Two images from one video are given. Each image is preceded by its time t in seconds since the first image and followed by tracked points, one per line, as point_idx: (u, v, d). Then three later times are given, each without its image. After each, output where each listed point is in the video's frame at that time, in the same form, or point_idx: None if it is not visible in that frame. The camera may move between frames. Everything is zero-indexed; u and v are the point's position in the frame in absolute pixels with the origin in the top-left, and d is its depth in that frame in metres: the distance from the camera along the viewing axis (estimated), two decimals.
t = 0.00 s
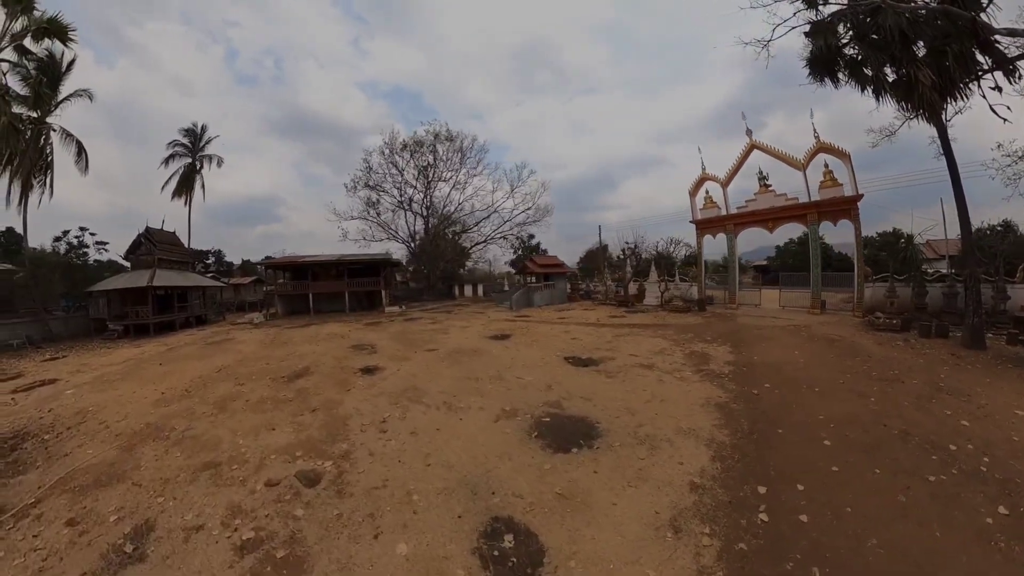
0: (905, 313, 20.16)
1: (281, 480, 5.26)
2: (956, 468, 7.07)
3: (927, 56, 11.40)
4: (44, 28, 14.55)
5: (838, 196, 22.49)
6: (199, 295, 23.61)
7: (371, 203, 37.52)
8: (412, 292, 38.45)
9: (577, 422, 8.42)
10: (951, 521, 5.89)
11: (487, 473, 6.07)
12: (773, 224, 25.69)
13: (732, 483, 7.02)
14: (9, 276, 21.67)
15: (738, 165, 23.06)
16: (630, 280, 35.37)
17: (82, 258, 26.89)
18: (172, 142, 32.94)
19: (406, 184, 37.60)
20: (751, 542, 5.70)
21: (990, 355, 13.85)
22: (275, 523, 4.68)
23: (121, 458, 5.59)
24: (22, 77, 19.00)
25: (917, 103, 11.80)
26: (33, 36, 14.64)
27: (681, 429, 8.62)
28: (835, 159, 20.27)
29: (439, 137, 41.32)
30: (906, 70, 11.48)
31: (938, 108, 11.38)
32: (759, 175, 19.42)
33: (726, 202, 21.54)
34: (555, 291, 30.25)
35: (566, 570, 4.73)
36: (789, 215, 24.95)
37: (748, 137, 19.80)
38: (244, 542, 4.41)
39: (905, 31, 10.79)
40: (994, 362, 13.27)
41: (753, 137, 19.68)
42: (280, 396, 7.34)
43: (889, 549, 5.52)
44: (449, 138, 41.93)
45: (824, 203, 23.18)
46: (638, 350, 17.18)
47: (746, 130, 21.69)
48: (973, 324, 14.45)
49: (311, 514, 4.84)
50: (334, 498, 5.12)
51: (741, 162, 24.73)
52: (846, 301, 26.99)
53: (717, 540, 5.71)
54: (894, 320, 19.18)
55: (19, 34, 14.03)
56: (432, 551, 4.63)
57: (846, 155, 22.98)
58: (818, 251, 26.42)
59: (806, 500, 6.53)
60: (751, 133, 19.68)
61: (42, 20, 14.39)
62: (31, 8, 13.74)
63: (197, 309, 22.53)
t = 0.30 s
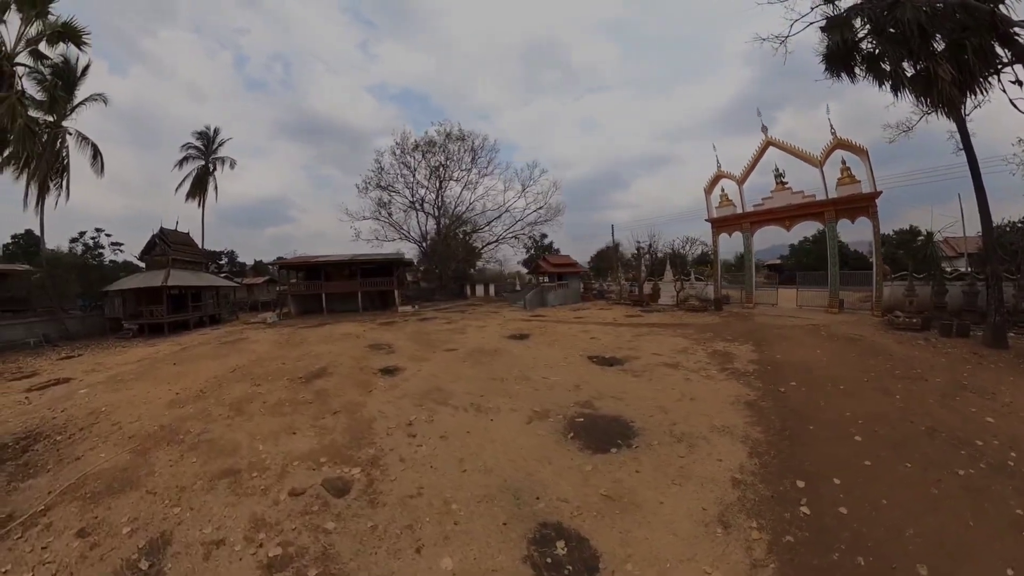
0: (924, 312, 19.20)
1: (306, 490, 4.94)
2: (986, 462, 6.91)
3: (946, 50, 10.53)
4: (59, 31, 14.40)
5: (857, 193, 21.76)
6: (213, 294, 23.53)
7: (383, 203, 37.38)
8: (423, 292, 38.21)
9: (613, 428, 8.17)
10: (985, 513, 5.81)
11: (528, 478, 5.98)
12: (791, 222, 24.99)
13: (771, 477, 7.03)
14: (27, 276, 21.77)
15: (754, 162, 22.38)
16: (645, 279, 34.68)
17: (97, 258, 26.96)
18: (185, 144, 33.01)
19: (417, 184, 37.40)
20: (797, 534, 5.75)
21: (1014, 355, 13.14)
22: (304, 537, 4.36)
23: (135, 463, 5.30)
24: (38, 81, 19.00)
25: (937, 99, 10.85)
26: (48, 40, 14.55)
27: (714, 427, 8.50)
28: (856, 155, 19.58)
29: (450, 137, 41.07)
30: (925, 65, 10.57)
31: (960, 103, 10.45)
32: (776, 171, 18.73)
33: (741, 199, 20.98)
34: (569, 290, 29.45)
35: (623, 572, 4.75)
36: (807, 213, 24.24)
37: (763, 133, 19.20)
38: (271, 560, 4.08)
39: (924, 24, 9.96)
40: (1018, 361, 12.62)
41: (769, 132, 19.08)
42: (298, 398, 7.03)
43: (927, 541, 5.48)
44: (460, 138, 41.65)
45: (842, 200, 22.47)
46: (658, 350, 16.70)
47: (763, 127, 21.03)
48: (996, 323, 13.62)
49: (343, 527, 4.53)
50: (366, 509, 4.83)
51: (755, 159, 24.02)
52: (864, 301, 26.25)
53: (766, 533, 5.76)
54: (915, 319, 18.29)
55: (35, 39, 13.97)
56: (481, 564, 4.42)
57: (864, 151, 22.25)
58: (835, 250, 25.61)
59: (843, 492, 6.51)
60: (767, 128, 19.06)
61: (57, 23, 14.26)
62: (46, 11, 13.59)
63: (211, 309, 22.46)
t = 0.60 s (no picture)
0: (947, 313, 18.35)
1: (337, 503, 4.68)
2: (1015, 463, 6.55)
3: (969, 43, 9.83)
4: (76, 38, 14.39)
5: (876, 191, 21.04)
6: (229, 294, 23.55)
7: (396, 204, 37.34)
8: (436, 292, 38.06)
9: (646, 433, 7.76)
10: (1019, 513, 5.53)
11: (570, 484, 5.80)
12: (809, 222, 24.29)
13: (807, 476, 6.69)
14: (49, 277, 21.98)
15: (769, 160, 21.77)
16: (661, 279, 34.06)
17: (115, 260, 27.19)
18: (201, 148, 33.18)
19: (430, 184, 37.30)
20: (838, 532, 5.46)
21: None
22: (342, 554, 4.09)
23: (153, 470, 5.05)
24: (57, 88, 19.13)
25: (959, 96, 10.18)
26: (65, 47, 14.57)
27: (748, 428, 8.15)
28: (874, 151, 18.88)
29: (463, 137, 40.87)
30: (947, 60, 9.93)
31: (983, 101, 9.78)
32: (793, 169, 18.17)
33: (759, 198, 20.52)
34: (585, 291, 28.97)
35: None
36: (825, 212, 23.54)
37: (780, 130, 18.65)
38: None
39: (944, 17, 9.26)
40: None
41: (787, 130, 18.54)
42: (321, 402, 6.76)
43: (962, 537, 5.27)
44: (472, 138, 41.44)
45: (861, 199, 21.77)
46: (680, 352, 16.24)
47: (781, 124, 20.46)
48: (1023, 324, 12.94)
49: (382, 543, 4.25)
50: (404, 522, 4.57)
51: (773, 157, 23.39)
52: (885, 301, 25.47)
53: (807, 532, 5.47)
54: (937, 320, 17.55)
55: (53, 47, 14.00)
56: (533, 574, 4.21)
57: (883, 148, 21.50)
58: (855, 250, 24.81)
59: (879, 493, 6.17)
60: (784, 125, 18.51)
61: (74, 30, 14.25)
62: (64, 18, 13.57)
63: (227, 309, 22.48)
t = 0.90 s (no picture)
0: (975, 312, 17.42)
1: (370, 513, 4.40)
2: None
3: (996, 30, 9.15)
4: (96, 45, 14.41)
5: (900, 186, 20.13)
6: (246, 294, 23.57)
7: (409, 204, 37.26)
8: (451, 292, 37.86)
9: (685, 432, 7.63)
10: None
11: (616, 485, 5.80)
12: (832, 218, 23.41)
13: (846, 472, 6.54)
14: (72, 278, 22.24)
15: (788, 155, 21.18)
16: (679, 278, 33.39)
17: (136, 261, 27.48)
18: (218, 151, 33.39)
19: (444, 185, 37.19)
20: (884, 524, 5.39)
21: None
22: (379, 568, 3.83)
23: (170, 473, 4.80)
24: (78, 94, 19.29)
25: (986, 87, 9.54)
26: (86, 55, 14.62)
27: (783, 425, 7.87)
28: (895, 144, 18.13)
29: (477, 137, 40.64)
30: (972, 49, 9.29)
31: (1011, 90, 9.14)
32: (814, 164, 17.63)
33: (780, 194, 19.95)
34: (602, 290, 28.44)
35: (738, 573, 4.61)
36: (849, 208, 22.66)
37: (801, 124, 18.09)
38: None
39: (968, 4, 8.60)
40: None
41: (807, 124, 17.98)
42: (344, 402, 6.50)
43: (1004, 528, 5.14)
44: (486, 137, 41.14)
45: (885, 194, 20.86)
46: (704, 352, 15.74)
47: (801, 118, 19.86)
48: None
49: (423, 556, 4.03)
50: (446, 532, 4.35)
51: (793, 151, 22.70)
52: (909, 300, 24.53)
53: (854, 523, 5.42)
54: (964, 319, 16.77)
55: (74, 54, 14.05)
56: None
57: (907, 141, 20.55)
58: (879, 247, 23.92)
59: (919, 487, 6.04)
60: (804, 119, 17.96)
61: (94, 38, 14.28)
62: (83, 25, 13.58)
63: (245, 309, 22.50)
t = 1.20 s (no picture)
0: (1006, 313, 16.62)
1: (415, 525, 4.14)
2: None
3: None
4: (116, 53, 14.43)
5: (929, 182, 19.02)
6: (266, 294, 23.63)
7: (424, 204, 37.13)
8: (466, 292, 37.60)
9: (724, 434, 7.30)
10: None
11: (666, 489, 5.61)
12: (857, 217, 22.32)
13: (884, 471, 6.21)
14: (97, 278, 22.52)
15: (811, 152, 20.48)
16: (699, 278, 32.69)
17: (158, 261, 27.76)
18: (237, 155, 33.65)
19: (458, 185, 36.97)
20: (925, 523, 5.12)
21: None
22: None
23: (195, 481, 4.56)
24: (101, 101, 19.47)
25: None
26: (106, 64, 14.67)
27: (820, 426, 7.52)
28: (920, 139, 17.36)
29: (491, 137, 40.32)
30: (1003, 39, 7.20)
31: None
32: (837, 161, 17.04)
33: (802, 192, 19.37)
34: (620, 291, 27.90)
35: (793, 573, 4.41)
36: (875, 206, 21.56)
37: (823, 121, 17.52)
38: None
39: None
40: None
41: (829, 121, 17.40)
42: (372, 406, 6.23)
43: None
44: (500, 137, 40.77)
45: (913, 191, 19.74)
46: (731, 353, 15.22)
47: (822, 113, 19.21)
48: None
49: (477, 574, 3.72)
50: (498, 545, 4.09)
51: (816, 148, 21.95)
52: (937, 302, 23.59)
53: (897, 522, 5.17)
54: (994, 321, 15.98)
55: (94, 63, 14.09)
56: None
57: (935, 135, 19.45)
58: (906, 245, 22.92)
59: (955, 487, 5.74)
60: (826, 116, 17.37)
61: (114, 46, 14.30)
62: (103, 33, 13.59)
63: (264, 308, 22.53)
